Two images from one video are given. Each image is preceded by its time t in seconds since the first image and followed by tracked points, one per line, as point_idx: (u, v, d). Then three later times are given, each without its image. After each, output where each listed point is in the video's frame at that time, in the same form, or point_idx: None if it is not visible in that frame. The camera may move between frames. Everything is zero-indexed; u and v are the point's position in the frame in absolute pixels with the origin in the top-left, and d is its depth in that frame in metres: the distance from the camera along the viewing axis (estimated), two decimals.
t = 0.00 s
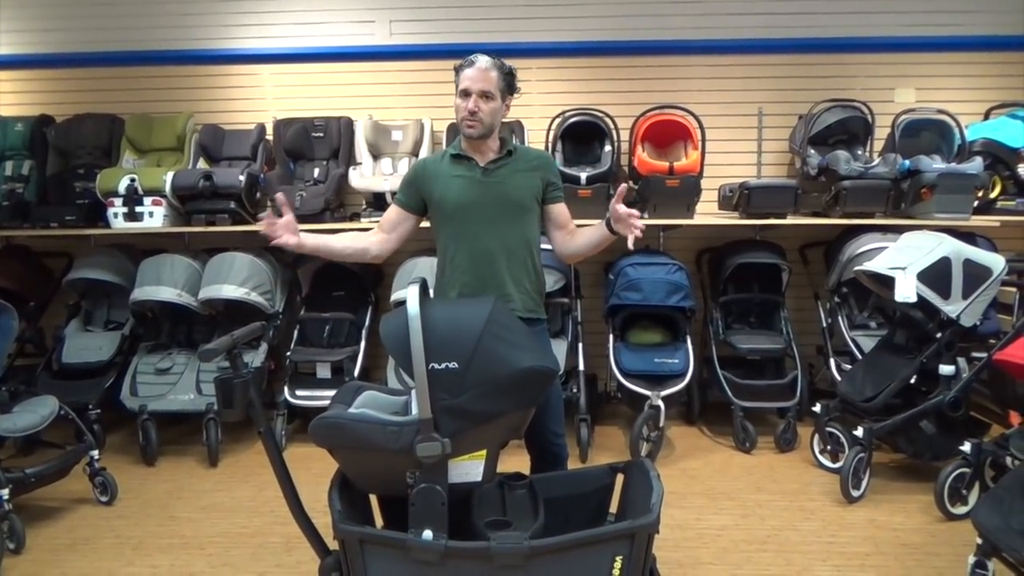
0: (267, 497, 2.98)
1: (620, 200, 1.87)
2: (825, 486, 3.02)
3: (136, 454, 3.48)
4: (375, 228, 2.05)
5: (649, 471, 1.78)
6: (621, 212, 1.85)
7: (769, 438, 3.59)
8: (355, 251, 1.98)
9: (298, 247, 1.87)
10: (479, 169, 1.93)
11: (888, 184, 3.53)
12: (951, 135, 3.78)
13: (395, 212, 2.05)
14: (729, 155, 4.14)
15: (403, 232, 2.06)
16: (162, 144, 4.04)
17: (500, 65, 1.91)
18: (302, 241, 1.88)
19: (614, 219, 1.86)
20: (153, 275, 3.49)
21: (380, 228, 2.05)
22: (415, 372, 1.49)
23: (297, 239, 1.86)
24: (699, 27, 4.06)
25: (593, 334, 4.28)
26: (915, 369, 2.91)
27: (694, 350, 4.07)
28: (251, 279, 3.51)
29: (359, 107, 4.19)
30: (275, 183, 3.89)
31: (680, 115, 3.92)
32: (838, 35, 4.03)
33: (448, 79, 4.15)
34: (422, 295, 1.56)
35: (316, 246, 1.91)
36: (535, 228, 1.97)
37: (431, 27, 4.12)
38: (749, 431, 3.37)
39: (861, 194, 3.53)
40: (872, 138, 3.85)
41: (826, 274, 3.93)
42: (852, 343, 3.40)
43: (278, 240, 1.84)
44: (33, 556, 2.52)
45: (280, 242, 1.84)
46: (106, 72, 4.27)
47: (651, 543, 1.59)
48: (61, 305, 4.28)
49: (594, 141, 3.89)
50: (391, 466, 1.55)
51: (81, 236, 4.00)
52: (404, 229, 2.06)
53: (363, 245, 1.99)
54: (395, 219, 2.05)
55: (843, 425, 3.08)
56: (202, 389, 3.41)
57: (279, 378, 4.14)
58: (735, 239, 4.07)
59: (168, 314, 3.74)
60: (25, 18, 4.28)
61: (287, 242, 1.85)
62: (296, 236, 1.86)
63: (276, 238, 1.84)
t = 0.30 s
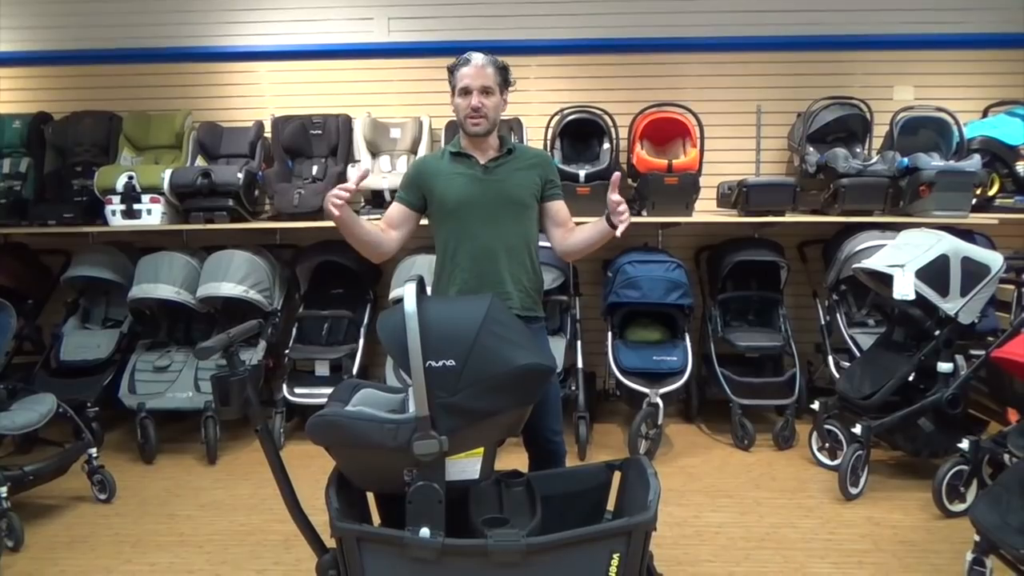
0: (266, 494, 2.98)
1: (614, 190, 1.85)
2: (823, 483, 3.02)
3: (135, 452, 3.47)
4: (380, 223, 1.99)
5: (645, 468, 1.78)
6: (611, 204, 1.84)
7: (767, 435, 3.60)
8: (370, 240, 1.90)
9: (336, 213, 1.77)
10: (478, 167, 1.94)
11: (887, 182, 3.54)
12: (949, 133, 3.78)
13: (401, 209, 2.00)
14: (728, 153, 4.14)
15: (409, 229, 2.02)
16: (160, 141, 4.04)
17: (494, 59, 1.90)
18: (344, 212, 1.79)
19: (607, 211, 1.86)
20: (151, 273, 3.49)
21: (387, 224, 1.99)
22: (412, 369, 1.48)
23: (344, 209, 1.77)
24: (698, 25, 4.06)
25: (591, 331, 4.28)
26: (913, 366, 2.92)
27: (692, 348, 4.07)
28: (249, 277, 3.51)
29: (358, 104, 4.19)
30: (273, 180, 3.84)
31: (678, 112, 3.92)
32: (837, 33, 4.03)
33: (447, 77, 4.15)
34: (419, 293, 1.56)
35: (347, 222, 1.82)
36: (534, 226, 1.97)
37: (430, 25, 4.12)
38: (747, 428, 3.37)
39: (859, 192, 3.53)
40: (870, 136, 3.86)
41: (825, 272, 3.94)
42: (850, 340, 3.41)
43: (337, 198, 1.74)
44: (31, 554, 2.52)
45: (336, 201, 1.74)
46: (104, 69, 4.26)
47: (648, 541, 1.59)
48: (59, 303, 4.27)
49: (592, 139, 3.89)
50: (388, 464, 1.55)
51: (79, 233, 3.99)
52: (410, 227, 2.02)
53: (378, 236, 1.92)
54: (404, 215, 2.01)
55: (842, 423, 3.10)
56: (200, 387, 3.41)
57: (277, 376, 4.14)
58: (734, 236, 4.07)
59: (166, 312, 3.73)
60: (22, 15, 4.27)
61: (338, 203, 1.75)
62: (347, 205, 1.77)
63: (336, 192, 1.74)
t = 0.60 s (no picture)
0: (265, 492, 2.98)
1: (623, 201, 1.84)
2: (822, 481, 3.02)
3: (134, 450, 3.47)
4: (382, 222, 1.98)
5: (644, 466, 1.78)
6: (617, 214, 1.83)
7: (766, 433, 3.60)
8: (372, 240, 1.89)
9: (343, 214, 1.75)
10: (478, 166, 1.93)
11: (887, 179, 3.53)
12: (949, 130, 3.78)
13: (404, 210, 2.00)
14: (728, 150, 4.13)
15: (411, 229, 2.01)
16: (158, 138, 4.03)
17: (498, 56, 1.90)
18: (351, 214, 1.77)
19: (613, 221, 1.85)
20: (151, 271, 3.48)
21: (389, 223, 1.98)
22: (411, 367, 1.48)
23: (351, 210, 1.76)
24: (698, 22, 4.05)
25: (591, 329, 4.28)
26: (913, 364, 2.91)
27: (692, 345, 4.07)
28: (248, 275, 3.50)
29: (357, 102, 4.18)
30: (272, 178, 3.84)
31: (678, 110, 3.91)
32: (837, 30, 4.02)
33: (446, 74, 4.14)
34: (419, 290, 1.56)
35: (353, 222, 1.81)
36: (534, 225, 1.97)
37: (429, 22, 4.11)
38: (747, 425, 3.37)
39: (859, 189, 3.52)
40: (870, 133, 3.86)
41: (824, 270, 3.94)
42: (850, 338, 3.41)
43: (346, 200, 1.73)
44: (30, 552, 2.51)
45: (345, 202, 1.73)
46: (102, 67, 4.26)
47: (648, 539, 1.58)
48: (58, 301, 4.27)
49: (592, 137, 3.88)
50: (387, 462, 1.55)
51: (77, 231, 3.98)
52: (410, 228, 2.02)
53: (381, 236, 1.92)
54: (407, 215, 2.00)
55: (841, 420, 3.10)
56: (199, 384, 3.40)
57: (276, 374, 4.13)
58: (734, 234, 4.06)
59: (165, 310, 3.73)
60: (19, 13, 4.26)
61: (345, 204, 1.74)
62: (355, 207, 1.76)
63: (345, 194, 1.73)
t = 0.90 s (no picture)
0: (264, 491, 2.97)
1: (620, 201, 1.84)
2: (822, 479, 3.02)
3: (133, 449, 3.46)
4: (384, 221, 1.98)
5: (644, 464, 1.78)
6: (614, 213, 1.82)
7: (766, 431, 3.60)
8: (374, 239, 1.89)
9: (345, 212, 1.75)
10: (478, 164, 1.93)
11: (887, 177, 3.53)
12: (948, 129, 3.78)
13: (406, 210, 2.00)
14: (727, 149, 4.13)
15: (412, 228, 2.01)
16: (157, 137, 4.02)
17: (498, 55, 1.90)
18: (353, 212, 1.77)
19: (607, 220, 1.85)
20: (150, 269, 3.48)
21: (392, 221, 1.98)
22: (411, 365, 1.48)
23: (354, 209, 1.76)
24: (698, 20, 4.04)
25: (590, 327, 4.28)
26: (912, 362, 2.91)
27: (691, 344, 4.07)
28: (247, 274, 3.50)
29: (356, 100, 4.17)
30: (271, 176, 3.83)
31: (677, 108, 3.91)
32: (836, 29, 4.02)
33: (445, 72, 4.13)
34: (418, 288, 1.55)
35: (355, 221, 1.81)
36: (533, 224, 1.97)
37: (428, 20, 4.10)
38: (746, 424, 3.37)
39: (858, 188, 3.52)
40: (869, 132, 3.86)
41: (823, 268, 3.94)
42: (850, 336, 3.40)
43: (348, 198, 1.73)
44: (29, 551, 2.51)
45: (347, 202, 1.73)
46: (101, 64, 4.25)
47: (648, 537, 1.58)
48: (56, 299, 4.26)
49: (591, 135, 3.88)
50: (387, 460, 1.54)
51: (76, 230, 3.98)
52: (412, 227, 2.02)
53: (383, 235, 1.92)
54: (409, 215, 2.00)
55: (840, 419, 3.10)
56: (199, 383, 3.40)
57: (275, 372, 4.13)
58: (733, 232, 4.06)
59: (164, 308, 3.72)
60: (17, 10, 4.25)
61: (348, 203, 1.74)
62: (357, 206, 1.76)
63: (348, 192, 1.73)
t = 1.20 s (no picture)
0: (263, 489, 2.97)
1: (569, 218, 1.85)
2: (821, 479, 3.02)
3: (132, 446, 3.46)
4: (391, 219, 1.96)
5: (644, 462, 1.78)
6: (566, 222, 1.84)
7: (765, 430, 3.60)
8: (393, 240, 1.88)
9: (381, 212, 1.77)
10: (477, 163, 1.93)
11: (887, 177, 3.53)
12: (949, 128, 3.76)
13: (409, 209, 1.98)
14: (727, 148, 4.13)
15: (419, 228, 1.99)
16: (157, 135, 4.02)
17: (497, 52, 1.90)
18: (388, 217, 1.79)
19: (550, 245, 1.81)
20: (149, 267, 3.48)
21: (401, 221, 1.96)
22: (410, 364, 1.47)
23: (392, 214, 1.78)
24: (698, 19, 4.04)
25: (589, 326, 4.27)
26: (912, 362, 2.91)
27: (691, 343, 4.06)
28: (247, 271, 3.50)
29: (356, 98, 4.17)
30: (271, 174, 3.83)
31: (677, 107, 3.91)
32: (837, 28, 4.02)
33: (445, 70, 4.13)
34: (418, 287, 1.55)
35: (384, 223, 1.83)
36: (533, 223, 1.97)
37: (429, 18, 4.10)
38: (745, 423, 3.37)
39: (858, 187, 3.52)
40: (869, 131, 3.85)
41: (823, 267, 3.94)
42: (849, 336, 3.40)
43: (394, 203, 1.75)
44: (28, 548, 2.51)
45: (391, 205, 1.75)
46: (101, 62, 4.24)
47: (647, 536, 1.58)
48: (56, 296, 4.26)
49: (591, 133, 3.87)
50: (386, 458, 1.54)
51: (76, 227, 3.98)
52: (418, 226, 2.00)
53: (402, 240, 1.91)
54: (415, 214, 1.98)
55: (839, 418, 3.10)
56: (198, 381, 3.40)
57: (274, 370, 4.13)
58: (734, 231, 4.06)
59: (164, 305, 3.72)
60: (17, 8, 4.24)
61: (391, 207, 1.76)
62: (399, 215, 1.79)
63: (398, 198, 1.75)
